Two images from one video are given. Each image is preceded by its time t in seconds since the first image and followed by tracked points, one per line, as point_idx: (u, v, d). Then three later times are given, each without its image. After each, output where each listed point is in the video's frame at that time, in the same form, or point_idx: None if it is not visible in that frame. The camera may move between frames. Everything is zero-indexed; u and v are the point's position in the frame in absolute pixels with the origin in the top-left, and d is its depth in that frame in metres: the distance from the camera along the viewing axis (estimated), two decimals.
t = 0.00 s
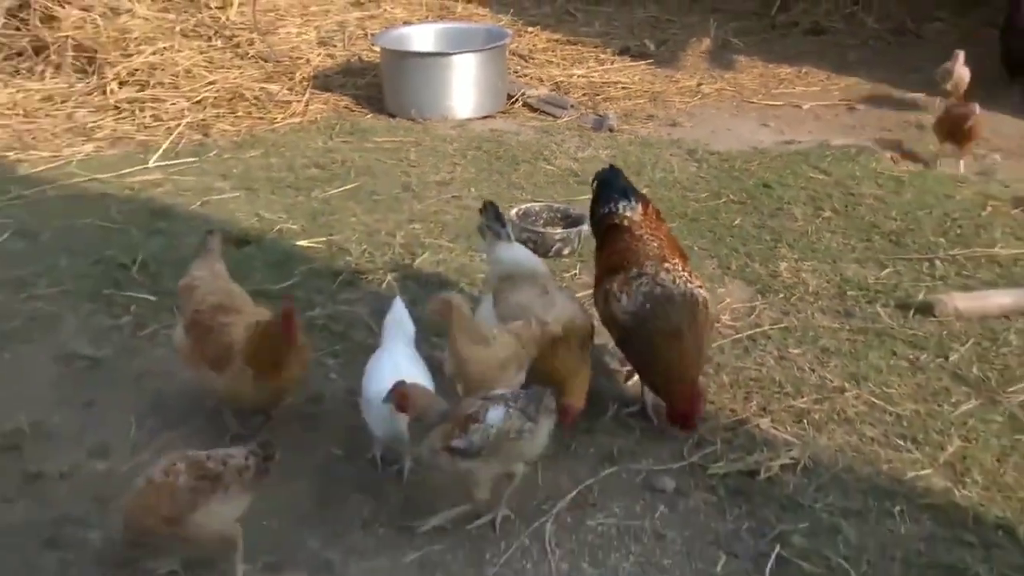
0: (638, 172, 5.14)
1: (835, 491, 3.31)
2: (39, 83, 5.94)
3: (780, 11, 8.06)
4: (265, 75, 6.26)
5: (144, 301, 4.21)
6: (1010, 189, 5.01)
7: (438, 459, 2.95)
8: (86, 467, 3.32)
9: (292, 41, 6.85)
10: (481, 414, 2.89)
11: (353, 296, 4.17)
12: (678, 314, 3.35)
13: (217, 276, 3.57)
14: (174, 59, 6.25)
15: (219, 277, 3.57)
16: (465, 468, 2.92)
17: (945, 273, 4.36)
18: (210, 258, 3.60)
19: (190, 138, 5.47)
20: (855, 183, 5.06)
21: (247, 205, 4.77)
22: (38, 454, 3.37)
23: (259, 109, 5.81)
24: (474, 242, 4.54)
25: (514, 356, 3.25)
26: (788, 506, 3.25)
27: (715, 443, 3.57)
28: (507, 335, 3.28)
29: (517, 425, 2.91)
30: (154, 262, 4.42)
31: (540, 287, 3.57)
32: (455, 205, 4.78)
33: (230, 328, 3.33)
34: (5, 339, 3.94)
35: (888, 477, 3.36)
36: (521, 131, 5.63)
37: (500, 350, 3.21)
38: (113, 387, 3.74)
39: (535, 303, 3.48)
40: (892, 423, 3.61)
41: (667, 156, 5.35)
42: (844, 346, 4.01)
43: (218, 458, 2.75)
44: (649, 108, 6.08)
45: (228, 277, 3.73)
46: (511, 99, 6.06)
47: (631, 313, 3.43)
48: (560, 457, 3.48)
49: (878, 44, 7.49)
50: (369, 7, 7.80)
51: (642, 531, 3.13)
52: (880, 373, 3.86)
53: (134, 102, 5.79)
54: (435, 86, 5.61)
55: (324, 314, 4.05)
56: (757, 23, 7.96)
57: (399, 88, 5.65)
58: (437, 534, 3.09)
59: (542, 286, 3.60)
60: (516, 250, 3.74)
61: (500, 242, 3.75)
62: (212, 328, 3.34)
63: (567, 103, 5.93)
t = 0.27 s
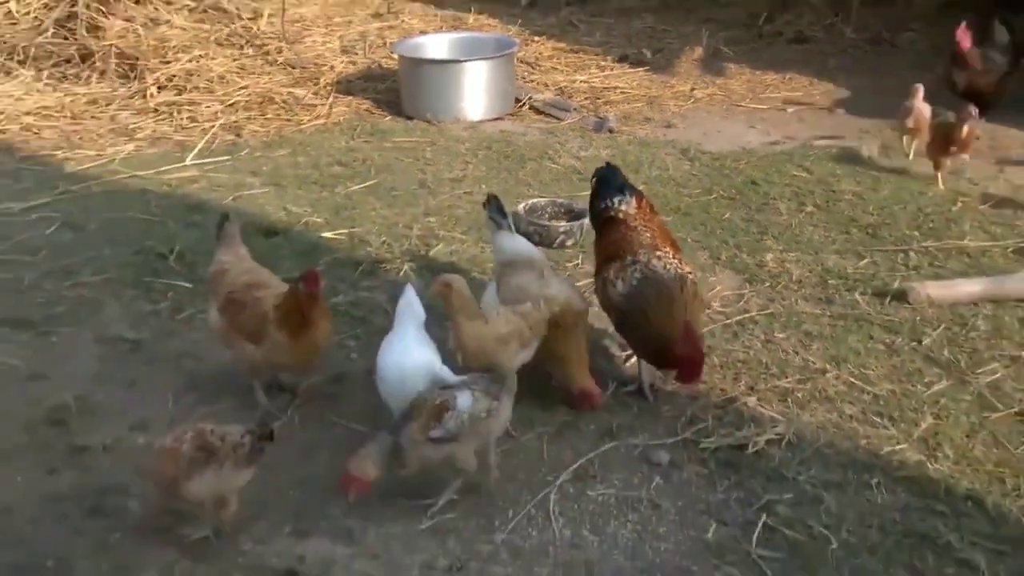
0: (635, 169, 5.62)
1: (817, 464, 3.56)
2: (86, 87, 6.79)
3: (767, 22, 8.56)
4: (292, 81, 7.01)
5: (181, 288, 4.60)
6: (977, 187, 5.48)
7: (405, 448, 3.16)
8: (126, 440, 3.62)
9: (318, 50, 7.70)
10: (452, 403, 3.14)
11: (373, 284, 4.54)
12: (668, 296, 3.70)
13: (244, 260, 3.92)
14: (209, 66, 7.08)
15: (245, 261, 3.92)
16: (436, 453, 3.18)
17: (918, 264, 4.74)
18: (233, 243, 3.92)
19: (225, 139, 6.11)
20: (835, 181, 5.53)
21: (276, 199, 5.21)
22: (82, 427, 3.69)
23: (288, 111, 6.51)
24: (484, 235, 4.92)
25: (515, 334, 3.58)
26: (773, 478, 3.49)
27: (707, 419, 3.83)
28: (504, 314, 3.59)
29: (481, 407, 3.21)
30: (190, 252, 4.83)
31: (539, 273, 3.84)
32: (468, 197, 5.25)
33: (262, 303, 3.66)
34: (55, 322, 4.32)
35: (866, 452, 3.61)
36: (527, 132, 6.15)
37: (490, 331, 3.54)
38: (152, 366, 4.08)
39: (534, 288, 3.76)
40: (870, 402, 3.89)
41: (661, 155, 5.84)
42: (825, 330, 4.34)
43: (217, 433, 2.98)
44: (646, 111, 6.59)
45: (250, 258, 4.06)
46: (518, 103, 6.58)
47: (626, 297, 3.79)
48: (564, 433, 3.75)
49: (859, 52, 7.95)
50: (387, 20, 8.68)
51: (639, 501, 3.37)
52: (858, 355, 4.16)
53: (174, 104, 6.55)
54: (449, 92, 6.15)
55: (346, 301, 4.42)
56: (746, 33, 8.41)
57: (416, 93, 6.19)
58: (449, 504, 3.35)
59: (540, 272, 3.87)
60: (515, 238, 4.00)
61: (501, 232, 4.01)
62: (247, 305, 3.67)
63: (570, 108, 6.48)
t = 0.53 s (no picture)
0: (637, 165, 5.80)
1: (813, 453, 3.69)
2: (104, 86, 6.97)
3: (765, 23, 8.72)
4: (305, 81, 7.19)
5: (197, 281, 4.74)
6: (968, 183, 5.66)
7: (413, 442, 3.23)
8: (144, 429, 3.76)
9: (330, 51, 7.88)
10: (449, 395, 3.18)
11: (383, 277, 4.68)
12: (671, 296, 3.82)
13: (258, 255, 4.05)
14: (224, 66, 7.29)
15: (259, 255, 4.05)
16: (442, 443, 3.24)
17: (912, 259, 4.88)
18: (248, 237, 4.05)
19: (239, 136, 6.31)
20: (831, 178, 5.70)
21: (289, 195, 5.36)
22: (101, 416, 3.82)
23: (301, 109, 6.71)
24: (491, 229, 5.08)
25: (521, 325, 3.68)
26: (770, 466, 3.63)
27: (706, 409, 3.97)
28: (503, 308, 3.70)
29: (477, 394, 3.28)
30: (206, 247, 4.99)
31: (543, 269, 3.99)
32: (476, 193, 5.44)
33: (274, 296, 3.79)
34: (75, 314, 4.46)
35: (860, 441, 3.74)
36: (532, 130, 6.33)
37: (490, 323, 3.64)
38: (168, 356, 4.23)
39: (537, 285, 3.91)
40: (865, 392, 4.03)
41: (663, 152, 6.01)
42: (821, 323, 4.48)
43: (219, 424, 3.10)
44: (648, 109, 6.77)
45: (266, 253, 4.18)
46: (525, 101, 6.76)
47: (630, 295, 3.91)
48: (568, 423, 3.89)
49: (855, 52, 8.11)
50: (398, 21, 8.87)
51: (640, 488, 3.50)
52: (852, 348, 4.30)
53: (189, 103, 6.74)
54: (457, 91, 6.32)
55: (357, 293, 4.57)
56: (744, 33, 8.56)
57: (425, 92, 6.38)
58: (457, 490, 3.47)
59: (544, 269, 4.03)
60: (520, 235, 4.17)
61: (506, 227, 4.17)
62: (259, 297, 3.81)
63: (575, 106, 6.66)
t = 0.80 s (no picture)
0: (640, 164, 5.96)
1: (810, 442, 3.75)
2: (125, 86, 7.18)
3: (764, 27, 8.86)
4: (319, 81, 7.36)
5: (214, 275, 4.86)
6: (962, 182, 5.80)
7: (418, 431, 3.29)
8: (163, 418, 3.81)
9: (343, 52, 8.05)
10: (451, 383, 3.24)
11: (393, 272, 4.82)
12: (675, 294, 3.89)
13: (278, 249, 4.04)
14: (241, 66, 7.46)
15: (279, 251, 4.04)
16: (447, 430, 3.31)
17: (906, 254, 5.04)
18: (269, 235, 4.03)
19: (254, 135, 6.50)
20: (829, 177, 5.86)
21: (303, 190, 5.61)
22: (120, 405, 3.88)
23: (314, 109, 6.87)
24: (498, 225, 5.24)
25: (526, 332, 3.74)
26: (769, 455, 3.67)
27: (706, 400, 4.03)
28: (508, 313, 3.75)
29: (478, 381, 3.35)
30: (222, 242, 5.13)
31: (564, 273, 3.99)
32: (484, 190, 5.61)
33: (284, 295, 3.84)
34: (95, 306, 4.57)
35: (857, 431, 3.80)
36: (538, 129, 6.51)
37: (497, 324, 3.70)
38: (185, 346, 4.29)
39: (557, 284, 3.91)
40: (860, 384, 4.10)
41: (666, 151, 6.18)
42: (819, 316, 4.60)
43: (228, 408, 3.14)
44: (652, 109, 6.93)
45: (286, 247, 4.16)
46: (531, 102, 6.93)
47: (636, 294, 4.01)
48: (572, 413, 3.94)
49: (851, 54, 8.26)
50: (408, 23, 9.06)
51: (643, 476, 3.54)
52: (849, 341, 4.40)
53: (207, 103, 6.92)
54: (465, 92, 6.52)
55: (368, 287, 4.70)
56: (744, 36, 8.73)
57: (434, 91, 6.57)
58: (466, 478, 3.51)
59: (564, 269, 4.04)
60: (540, 236, 4.19)
61: (529, 229, 4.21)
62: (273, 294, 3.86)
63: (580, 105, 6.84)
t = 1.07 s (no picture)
0: (642, 163, 6.03)
1: (810, 437, 3.81)
2: (133, 85, 7.25)
3: (766, 27, 8.92)
4: (325, 80, 7.42)
5: (221, 271, 4.92)
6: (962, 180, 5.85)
7: (421, 425, 3.34)
8: (170, 413, 3.87)
9: (350, 52, 8.11)
10: (454, 377, 3.35)
11: (398, 269, 4.88)
12: (687, 296, 3.94)
13: (285, 248, 4.13)
14: (248, 66, 7.53)
15: (285, 250, 4.12)
16: (449, 424, 3.38)
17: (905, 251, 5.10)
18: (278, 235, 4.13)
19: (261, 133, 6.57)
20: (829, 176, 5.92)
21: (308, 188, 5.69)
22: (130, 400, 3.94)
23: (320, 108, 6.94)
24: (502, 223, 5.31)
25: (528, 334, 3.80)
26: (769, 450, 3.74)
27: (707, 396, 4.09)
28: (512, 312, 3.81)
29: (481, 375, 3.43)
30: (229, 239, 5.20)
31: (564, 273, 4.10)
32: (488, 188, 5.67)
33: (287, 296, 3.89)
34: (105, 302, 4.64)
35: (856, 427, 3.86)
36: (541, 128, 6.58)
37: (500, 324, 3.77)
38: (194, 342, 4.35)
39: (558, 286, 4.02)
40: (860, 380, 4.16)
41: (667, 150, 6.24)
42: (819, 313, 4.66)
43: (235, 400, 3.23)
44: (654, 108, 7.00)
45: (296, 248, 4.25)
46: (535, 101, 6.99)
47: (647, 296, 4.01)
48: (575, 408, 4.00)
49: (851, 53, 8.32)
50: (413, 24, 9.12)
51: (644, 471, 3.60)
52: (848, 338, 4.46)
53: (214, 102, 7.00)
54: (470, 91, 6.60)
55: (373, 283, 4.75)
56: (745, 36, 8.79)
57: (439, 90, 6.65)
58: (469, 473, 3.57)
59: (565, 269, 4.14)
60: (545, 236, 4.29)
61: (533, 230, 4.32)
62: (276, 293, 3.93)
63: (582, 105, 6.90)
